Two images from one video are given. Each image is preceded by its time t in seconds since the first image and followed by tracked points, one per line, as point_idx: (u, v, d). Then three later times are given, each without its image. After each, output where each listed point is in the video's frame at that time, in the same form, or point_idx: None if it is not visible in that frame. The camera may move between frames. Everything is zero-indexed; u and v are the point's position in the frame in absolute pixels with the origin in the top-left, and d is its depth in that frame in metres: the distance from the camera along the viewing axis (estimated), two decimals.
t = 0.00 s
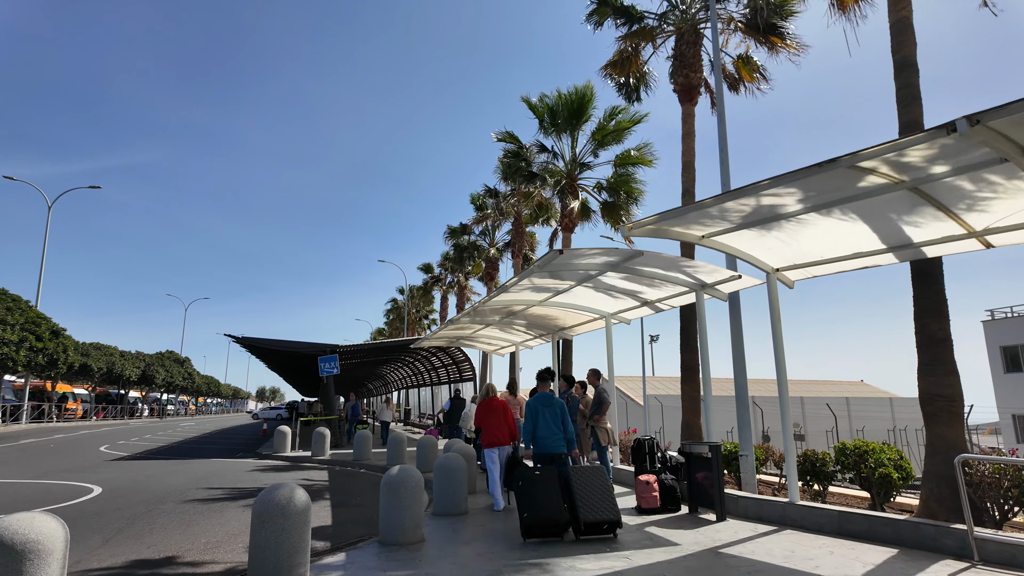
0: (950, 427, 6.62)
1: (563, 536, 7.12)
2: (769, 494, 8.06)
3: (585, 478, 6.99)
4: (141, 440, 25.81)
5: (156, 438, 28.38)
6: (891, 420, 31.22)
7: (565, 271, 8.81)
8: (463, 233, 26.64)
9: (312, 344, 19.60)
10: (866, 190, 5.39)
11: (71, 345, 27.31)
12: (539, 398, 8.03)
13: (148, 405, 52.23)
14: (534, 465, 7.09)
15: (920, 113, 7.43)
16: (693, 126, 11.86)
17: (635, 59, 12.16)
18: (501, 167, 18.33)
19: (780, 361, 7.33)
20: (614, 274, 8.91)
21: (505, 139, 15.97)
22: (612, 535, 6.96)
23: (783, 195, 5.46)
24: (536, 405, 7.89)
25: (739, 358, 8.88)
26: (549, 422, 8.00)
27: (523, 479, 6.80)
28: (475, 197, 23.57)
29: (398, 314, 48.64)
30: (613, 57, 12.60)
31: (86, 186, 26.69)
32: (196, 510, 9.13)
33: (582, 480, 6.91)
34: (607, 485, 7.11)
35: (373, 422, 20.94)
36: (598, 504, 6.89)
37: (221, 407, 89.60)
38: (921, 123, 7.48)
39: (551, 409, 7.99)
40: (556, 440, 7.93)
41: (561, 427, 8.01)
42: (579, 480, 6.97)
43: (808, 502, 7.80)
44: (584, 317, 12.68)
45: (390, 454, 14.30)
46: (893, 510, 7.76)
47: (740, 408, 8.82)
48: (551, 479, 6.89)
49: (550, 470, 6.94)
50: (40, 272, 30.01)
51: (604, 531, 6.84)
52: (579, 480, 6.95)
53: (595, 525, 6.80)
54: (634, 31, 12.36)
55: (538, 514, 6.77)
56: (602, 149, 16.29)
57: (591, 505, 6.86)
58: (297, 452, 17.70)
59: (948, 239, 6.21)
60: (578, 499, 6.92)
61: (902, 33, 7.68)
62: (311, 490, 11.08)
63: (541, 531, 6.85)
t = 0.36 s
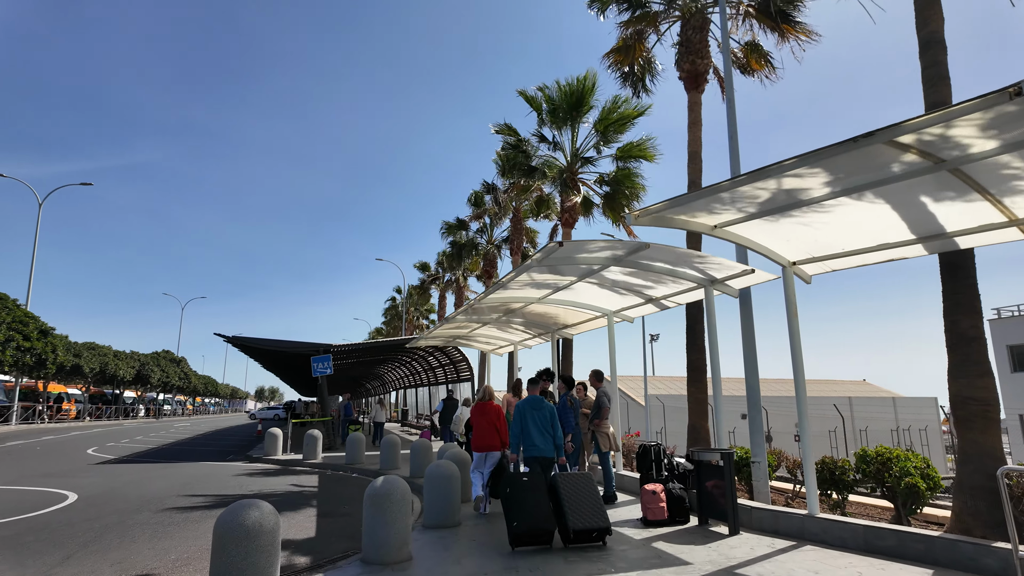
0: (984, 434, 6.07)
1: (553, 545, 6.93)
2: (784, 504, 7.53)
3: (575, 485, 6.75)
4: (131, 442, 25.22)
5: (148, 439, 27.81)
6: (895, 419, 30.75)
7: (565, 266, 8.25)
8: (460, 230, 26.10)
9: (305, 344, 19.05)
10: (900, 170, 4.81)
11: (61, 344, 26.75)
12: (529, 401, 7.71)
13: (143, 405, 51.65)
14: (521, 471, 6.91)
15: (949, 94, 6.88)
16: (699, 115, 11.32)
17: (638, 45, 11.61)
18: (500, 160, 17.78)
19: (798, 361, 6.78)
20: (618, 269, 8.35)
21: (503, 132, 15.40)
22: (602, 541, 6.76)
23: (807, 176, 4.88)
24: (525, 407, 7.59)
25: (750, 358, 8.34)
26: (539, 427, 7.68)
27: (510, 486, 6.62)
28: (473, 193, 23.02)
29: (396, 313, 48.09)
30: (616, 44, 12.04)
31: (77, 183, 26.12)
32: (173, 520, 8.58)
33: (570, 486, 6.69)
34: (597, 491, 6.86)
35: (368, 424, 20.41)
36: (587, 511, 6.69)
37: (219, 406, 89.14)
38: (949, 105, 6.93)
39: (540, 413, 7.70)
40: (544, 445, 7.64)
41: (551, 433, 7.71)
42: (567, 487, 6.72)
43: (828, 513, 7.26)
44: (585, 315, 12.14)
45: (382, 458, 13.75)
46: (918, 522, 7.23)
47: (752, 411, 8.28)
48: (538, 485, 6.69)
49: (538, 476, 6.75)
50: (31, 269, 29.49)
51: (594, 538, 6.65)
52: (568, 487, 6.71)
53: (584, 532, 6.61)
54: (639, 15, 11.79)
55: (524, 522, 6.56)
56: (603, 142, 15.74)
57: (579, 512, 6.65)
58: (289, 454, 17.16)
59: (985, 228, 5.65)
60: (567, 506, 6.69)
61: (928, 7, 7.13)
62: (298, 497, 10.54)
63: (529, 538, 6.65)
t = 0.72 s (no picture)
0: None
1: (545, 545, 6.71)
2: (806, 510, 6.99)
3: (567, 486, 6.48)
4: (122, 441, 24.62)
5: (140, 438, 27.19)
6: (901, 419, 30.19)
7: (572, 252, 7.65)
8: (459, 224, 25.51)
9: (299, 340, 18.48)
10: (955, 132, 4.20)
11: (51, 341, 26.13)
12: (521, 396, 7.25)
13: (139, 404, 51.08)
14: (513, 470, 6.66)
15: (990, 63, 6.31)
16: (710, 97, 10.74)
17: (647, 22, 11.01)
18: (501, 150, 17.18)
19: (823, 354, 6.20)
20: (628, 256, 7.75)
21: (504, 119, 14.78)
22: (597, 544, 6.52)
23: (849, 140, 4.26)
24: (518, 403, 7.14)
25: (768, 352, 7.76)
26: (531, 423, 7.26)
27: (500, 486, 6.37)
28: (473, 185, 22.42)
29: (395, 311, 47.56)
30: (624, 22, 11.44)
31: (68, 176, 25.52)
32: (149, 526, 7.99)
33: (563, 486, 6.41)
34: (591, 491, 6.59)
35: (364, 422, 19.86)
36: (580, 512, 6.42)
37: (218, 405, 88.70)
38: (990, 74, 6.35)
39: (532, 410, 7.27)
40: (537, 441, 7.22)
41: (542, 429, 7.33)
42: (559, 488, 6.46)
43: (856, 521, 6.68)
44: (589, 309, 11.58)
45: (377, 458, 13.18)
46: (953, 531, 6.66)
47: (770, 409, 7.70)
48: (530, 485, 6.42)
49: (530, 476, 6.48)
50: (22, 265, 28.92)
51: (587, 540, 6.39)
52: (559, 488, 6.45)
53: (576, 534, 6.35)
54: None
55: (514, 523, 6.32)
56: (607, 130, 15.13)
57: (572, 512, 6.41)
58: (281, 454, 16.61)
59: None
60: (559, 507, 6.43)
61: None
62: (286, 500, 9.96)
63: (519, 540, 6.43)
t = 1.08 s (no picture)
0: None
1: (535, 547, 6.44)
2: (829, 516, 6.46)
3: (557, 484, 6.24)
4: (114, 439, 24.11)
5: (133, 435, 26.70)
6: (905, 416, 29.70)
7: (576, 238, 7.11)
8: (458, 218, 24.98)
9: (293, 336, 17.96)
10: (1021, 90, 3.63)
11: (42, 336, 25.61)
12: (502, 399, 6.89)
13: (136, 401, 50.59)
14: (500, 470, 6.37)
15: None
16: (721, 77, 10.20)
17: None
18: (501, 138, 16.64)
19: (850, 346, 5.70)
20: (637, 242, 7.21)
21: (504, 104, 14.23)
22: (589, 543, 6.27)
23: (896, 100, 3.68)
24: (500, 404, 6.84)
25: (785, 344, 7.24)
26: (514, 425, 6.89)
27: (488, 487, 6.11)
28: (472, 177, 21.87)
29: (395, 307, 47.07)
30: None
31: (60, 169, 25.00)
32: (122, 532, 7.46)
33: (552, 484, 6.20)
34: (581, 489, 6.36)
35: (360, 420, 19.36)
36: (570, 511, 6.20)
37: (217, 402, 88.30)
38: None
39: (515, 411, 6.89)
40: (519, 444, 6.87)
41: (526, 429, 6.97)
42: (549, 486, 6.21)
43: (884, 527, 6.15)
44: (593, 302, 11.06)
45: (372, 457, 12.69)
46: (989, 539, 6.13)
47: (788, 406, 7.16)
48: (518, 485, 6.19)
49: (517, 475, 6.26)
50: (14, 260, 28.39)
51: (579, 540, 6.17)
52: (549, 486, 6.20)
53: (568, 533, 6.10)
54: None
55: (504, 524, 6.05)
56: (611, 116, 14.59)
57: (563, 511, 6.17)
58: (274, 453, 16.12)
59: None
60: (550, 506, 6.17)
61: None
62: (273, 503, 9.45)
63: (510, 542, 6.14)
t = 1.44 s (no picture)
0: None
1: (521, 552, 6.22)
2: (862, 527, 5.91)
3: (545, 486, 6.02)
4: (110, 436, 23.69)
5: (129, 432, 26.29)
6: (913, 412, 29.19)
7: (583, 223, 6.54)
8: (460, 210, 24.43)
9: (288, 331, 17.45)
10: None
11: (37, 331, 25.21)
12: (488, 396, 7.04)
13: (137, 397, 50.27)
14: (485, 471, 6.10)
15: None
16: (735, 57, 9.61)
17: None
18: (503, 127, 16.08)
19: (887, 341, 5.18)
20: (648, 228, 6.66)
21: (506, 89, 13.66)
22: (576, 546, 6.08)
23: (967, 51, 3.14)
24: (487, 402, 6.95)
25: (809, 340, 6.69)
26: (501, 422, 6.99)
27: (474, 490, 5.84)
28: (473, 168, 21.32)
29: (397, 302, 46.62)
30: None
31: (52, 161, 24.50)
32: (95, 542, 6.96)
33: (540, 486, 6.01)
34: (569, 491, 6.18)
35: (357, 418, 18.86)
36: (559, 514, 6.00)
37: (220, 398, 88.18)
38: None
39: (502, 407, 7.00)
40: (507, 442, 6.93)
41: (514, 426, 6.99)
42: (536, 489, 6.00)
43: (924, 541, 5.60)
44: (599, 295, 10.53)
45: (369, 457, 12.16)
46: None
47: (813, 405, 6.61)
48: (505, 487, 5.97)
49: (504, 476, 6.04)
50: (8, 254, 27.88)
51: (568, 544, 5.96)
52: (536, 489, 5.99)
53: (556, 538, 5.90)
54: None
55: (491, 530, 5.77)
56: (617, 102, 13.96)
57: (550, 514, 5.95)
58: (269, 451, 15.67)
59: None
60: (538, 509, 5.94)
61: None
62: (261, 507, 8.94)
63: (496, 548, 5.89)
